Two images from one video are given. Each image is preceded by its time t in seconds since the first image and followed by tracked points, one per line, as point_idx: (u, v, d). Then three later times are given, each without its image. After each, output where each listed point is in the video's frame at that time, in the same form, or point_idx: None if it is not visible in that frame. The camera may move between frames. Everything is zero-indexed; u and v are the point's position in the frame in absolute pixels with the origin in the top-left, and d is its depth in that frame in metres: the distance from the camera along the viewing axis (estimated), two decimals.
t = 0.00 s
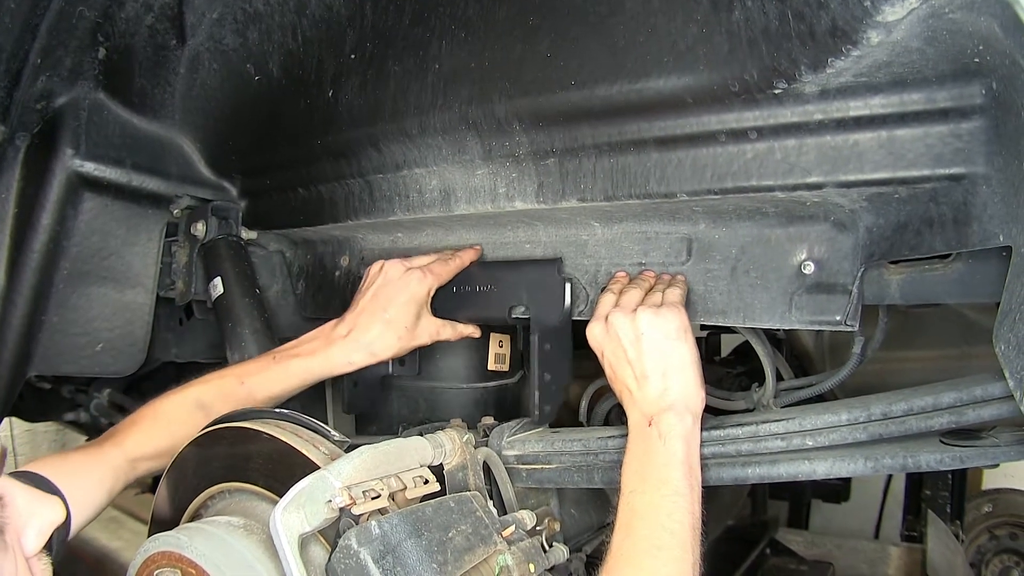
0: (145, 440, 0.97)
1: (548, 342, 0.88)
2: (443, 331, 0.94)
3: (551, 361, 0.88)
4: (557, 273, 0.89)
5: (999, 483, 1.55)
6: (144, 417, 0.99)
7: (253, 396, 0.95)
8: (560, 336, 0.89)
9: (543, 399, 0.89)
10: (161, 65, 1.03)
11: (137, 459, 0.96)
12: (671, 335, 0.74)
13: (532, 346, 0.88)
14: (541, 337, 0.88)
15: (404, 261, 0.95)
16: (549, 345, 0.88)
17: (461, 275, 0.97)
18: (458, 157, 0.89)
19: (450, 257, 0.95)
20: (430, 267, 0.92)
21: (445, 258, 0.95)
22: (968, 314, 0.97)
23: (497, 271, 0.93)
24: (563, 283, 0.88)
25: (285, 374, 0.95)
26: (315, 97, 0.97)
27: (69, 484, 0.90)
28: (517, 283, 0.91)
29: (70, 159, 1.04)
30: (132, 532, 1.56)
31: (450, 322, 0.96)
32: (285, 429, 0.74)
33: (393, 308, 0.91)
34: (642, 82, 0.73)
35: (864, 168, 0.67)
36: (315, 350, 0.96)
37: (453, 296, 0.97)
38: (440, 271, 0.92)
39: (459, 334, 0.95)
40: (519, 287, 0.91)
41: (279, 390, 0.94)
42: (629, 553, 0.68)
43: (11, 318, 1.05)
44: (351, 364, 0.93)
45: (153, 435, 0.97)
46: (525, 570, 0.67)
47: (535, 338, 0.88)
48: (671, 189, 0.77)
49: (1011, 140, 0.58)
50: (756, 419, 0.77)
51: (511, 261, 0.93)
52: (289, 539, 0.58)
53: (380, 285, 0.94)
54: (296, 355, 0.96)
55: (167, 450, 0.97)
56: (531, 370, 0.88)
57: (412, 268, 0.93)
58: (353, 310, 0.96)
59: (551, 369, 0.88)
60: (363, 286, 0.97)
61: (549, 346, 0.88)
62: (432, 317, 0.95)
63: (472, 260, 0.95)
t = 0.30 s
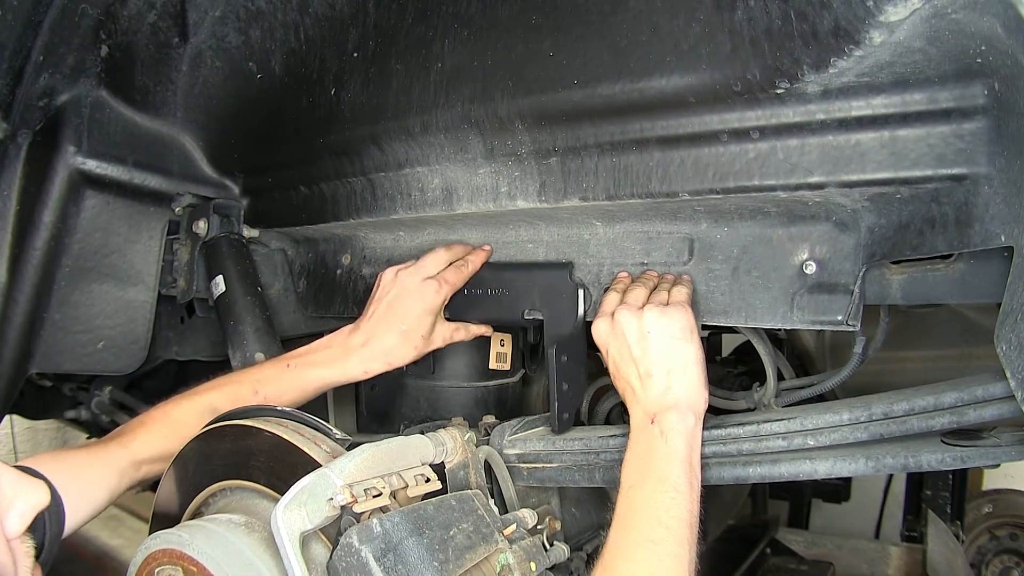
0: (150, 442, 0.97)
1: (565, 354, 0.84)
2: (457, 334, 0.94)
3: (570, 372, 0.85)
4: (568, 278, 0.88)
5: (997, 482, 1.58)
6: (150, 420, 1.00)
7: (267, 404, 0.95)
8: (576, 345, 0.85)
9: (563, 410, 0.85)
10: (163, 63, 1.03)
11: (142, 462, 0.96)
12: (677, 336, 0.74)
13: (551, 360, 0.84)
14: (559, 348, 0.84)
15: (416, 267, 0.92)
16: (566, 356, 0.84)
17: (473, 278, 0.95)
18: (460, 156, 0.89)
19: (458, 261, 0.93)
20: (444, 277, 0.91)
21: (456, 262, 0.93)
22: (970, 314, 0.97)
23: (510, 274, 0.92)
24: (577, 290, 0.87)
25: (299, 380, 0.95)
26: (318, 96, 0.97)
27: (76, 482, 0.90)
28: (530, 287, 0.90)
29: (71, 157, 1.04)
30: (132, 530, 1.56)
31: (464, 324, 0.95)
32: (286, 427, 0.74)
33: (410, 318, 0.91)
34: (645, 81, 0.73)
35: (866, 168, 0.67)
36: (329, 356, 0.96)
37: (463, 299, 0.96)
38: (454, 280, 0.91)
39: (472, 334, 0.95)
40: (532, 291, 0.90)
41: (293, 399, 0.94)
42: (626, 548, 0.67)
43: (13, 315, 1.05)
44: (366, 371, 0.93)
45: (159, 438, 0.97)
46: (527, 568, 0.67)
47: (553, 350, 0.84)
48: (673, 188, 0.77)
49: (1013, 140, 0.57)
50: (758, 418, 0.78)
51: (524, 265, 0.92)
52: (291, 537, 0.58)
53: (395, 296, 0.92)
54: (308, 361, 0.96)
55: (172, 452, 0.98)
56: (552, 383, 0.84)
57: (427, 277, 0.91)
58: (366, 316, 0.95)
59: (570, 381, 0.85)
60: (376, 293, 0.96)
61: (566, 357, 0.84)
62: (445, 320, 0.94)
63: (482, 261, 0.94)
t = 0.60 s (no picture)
0: (151, 443, 0.97)
1: (574, 356, 0.84)
2: (461, 334, 0.95)
3: (577, 375, 0.85)
4: (577, 283, 0.88)
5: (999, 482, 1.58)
6: (151, 422, 1.00)
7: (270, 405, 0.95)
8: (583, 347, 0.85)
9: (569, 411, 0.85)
10: (163, 63, 1.03)
11: (142, 463, 0.96)
12: (682, 336, 0.74)
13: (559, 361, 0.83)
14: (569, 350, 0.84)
15: (425, 268, 0.92)
16: (574, 358, 0.84)
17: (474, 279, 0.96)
18: (460, 156, 0.90)
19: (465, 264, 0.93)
20: (452, 279, 0.91)
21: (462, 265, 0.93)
22: (969, 315, 0.98)
23: (514, 277, 0.92)
24: (583, 293, 0.87)
25: (302, 378, 0.95)
26: (318, 97, 0.97)
27: (75, 481, 0.89)
28: (536, 290, 0.90)
29: (71, 157, 1.04)
30: (132, 530, 1.57)
31: (467, 324, 0.96)
32: (286, 428, 0.74)
33: (416, 319, 0.91)
34: (644, 82, 0.73)
35: (865, 169, 0.67)
36: (334, 356, 0.96)
37: (464, 300, 0.96)
38: (461, 284, 0.91)
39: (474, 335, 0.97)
40: (539, 293, 0.89)
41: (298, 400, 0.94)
42: (619, 542, 0.67)
43: (13, 316, 1.05)
44: (370, 370, 0.93)
45: (160, 439, 0.97)
46: (526, 569, 0.68)
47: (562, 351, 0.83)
48: (672, 190, 0.77)
49: (1010, 141, 0.58)
50: (756, 419, 0.78)
51: (529, 268, 0.92)
52: (290, 537, 0.58)
53: (403, 297, 0.92)
54: (313, 360, 0.96)
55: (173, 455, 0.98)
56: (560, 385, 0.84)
57: (435, 278, 0.91)
58: (372, 315, 0.95)
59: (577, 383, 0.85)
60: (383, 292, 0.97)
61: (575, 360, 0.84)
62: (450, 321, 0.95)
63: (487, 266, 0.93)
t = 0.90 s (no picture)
0: (147, 450, 0.96)
1: (575, 358, 0.85)
2: (462, 339, 0.96)
3: (579, 376, 0.86)
4: (576, 284, 0.88)
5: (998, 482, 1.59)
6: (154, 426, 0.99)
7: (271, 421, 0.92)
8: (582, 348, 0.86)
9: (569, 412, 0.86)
10: (162, 67, 1.04)
11: (136, 469, 0.96)
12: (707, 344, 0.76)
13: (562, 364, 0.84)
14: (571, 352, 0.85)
15: (425, 287, 0.90)
16: (576, 359, 0.85)
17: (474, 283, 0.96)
18: (458, 159, 0.90)
19: (464, 274, 0.92)
20: (453, 296, 0.90)
21: (462, 276, 0.92)
22: (967, 315, 0.99)
23: (514, 279, 0.92)
24: (582, 295, 0.87)
25: (304, 394, 0.92)
26: (315, 99, 0.98)
27: (63, 487, 0.91)
28: (535, 293, 0.90)
29: (70, 160, 1.04)
30: (133, 531, 1.57)
31: (467, 330, 0.96)
32: (285, 430, 0.74)
33: (422, 336, 0.90)
34: (640, 85, 0.73)
35: (860, 171, 0.67)
36: (336, 370, 0.93)
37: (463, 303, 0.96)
38: (464, 301, 0.91)
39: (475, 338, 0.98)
40: (539, 295, 0.90)
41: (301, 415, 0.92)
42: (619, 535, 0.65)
43: (12, 319, 1.06)
44: (376, 386, 0.91)
45: (157, 447, 0.97)
46: (524, 570, 0.68)
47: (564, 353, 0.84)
48: (668, 192, 0.77)
49: (1004, 143, 0.58)
50: (753, 420, 0.78)
51: (527, 271, 0.92)
52: (289, 539, 0.58)
53: (404, 315, 0.90)
54: (315, 374, 0.93)
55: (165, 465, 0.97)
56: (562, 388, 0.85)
57: (439, 297, 0.90)
58: (372, 328, 0.94)
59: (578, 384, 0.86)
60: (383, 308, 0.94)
61: (576, 361, 0.85)
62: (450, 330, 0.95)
63: (485, 272, 0.93)
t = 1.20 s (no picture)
0: (145, 452, 0.97)
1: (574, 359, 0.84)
2: (462, 345, 0.96)
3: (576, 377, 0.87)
4: (577, 287, 0.88)
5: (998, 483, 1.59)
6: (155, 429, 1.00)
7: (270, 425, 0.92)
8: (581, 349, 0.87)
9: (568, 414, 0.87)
10: (161, 70, 1.04)
11: (133, 470, 0.96)
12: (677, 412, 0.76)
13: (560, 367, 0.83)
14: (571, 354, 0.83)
15: (428, 294, 0.90)
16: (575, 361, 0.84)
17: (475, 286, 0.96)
18: (457, 162, 0.90)
19: (465, 280, 0.92)
20: (454, 303, 0.90)
21: (462, 282, 0.92)
22: (965, 316, 1.01)
23: (515, 283, 0.92)
24: (582, 298, 0.88)
25: (305, 399, 0.91)
26: (315, 102, 0.98)
27: (59, 480, 0.91)
28: (536, 296, 0.90)
29: (70, 163, 1.04)
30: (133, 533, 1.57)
31: (467, 335, 0.97)
32: (285, 433, 0.74)
33: (424, 342, 0.90)
34: (639, 88, 0.74)
35: (859, 174, 0.67)
36: (336, 374, 0.92)
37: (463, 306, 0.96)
38: (465, 307, 0.91)
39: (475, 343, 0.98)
40: (539, 298, 0.90)
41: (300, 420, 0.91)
42: None
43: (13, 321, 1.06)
44: (378, 391, 0.91)
45: (155, 450, 0.97)
46: (524, 573, 0.68)
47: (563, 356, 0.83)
48: (667, 195, 0.77)
49: (1003, 145, 0.58)
50: (752, 423, 0.79)
51: (527, 274, 0.92)
52: (289, 542, 0.58)
53: (405, 322, 0.90)
54: (315, 379, 0.92)
55: (162, 469, 0.98)
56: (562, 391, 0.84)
57: (440, 305, 0.89)
58: (371, 335, 0.93)
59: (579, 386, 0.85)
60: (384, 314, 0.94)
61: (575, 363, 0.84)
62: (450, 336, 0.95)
63: (485, 278, 0.93)
